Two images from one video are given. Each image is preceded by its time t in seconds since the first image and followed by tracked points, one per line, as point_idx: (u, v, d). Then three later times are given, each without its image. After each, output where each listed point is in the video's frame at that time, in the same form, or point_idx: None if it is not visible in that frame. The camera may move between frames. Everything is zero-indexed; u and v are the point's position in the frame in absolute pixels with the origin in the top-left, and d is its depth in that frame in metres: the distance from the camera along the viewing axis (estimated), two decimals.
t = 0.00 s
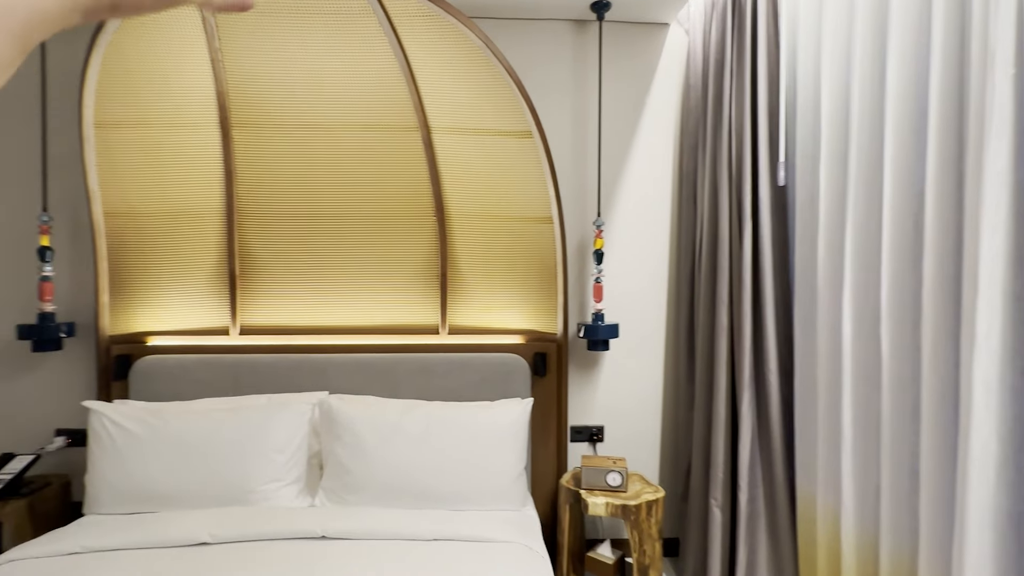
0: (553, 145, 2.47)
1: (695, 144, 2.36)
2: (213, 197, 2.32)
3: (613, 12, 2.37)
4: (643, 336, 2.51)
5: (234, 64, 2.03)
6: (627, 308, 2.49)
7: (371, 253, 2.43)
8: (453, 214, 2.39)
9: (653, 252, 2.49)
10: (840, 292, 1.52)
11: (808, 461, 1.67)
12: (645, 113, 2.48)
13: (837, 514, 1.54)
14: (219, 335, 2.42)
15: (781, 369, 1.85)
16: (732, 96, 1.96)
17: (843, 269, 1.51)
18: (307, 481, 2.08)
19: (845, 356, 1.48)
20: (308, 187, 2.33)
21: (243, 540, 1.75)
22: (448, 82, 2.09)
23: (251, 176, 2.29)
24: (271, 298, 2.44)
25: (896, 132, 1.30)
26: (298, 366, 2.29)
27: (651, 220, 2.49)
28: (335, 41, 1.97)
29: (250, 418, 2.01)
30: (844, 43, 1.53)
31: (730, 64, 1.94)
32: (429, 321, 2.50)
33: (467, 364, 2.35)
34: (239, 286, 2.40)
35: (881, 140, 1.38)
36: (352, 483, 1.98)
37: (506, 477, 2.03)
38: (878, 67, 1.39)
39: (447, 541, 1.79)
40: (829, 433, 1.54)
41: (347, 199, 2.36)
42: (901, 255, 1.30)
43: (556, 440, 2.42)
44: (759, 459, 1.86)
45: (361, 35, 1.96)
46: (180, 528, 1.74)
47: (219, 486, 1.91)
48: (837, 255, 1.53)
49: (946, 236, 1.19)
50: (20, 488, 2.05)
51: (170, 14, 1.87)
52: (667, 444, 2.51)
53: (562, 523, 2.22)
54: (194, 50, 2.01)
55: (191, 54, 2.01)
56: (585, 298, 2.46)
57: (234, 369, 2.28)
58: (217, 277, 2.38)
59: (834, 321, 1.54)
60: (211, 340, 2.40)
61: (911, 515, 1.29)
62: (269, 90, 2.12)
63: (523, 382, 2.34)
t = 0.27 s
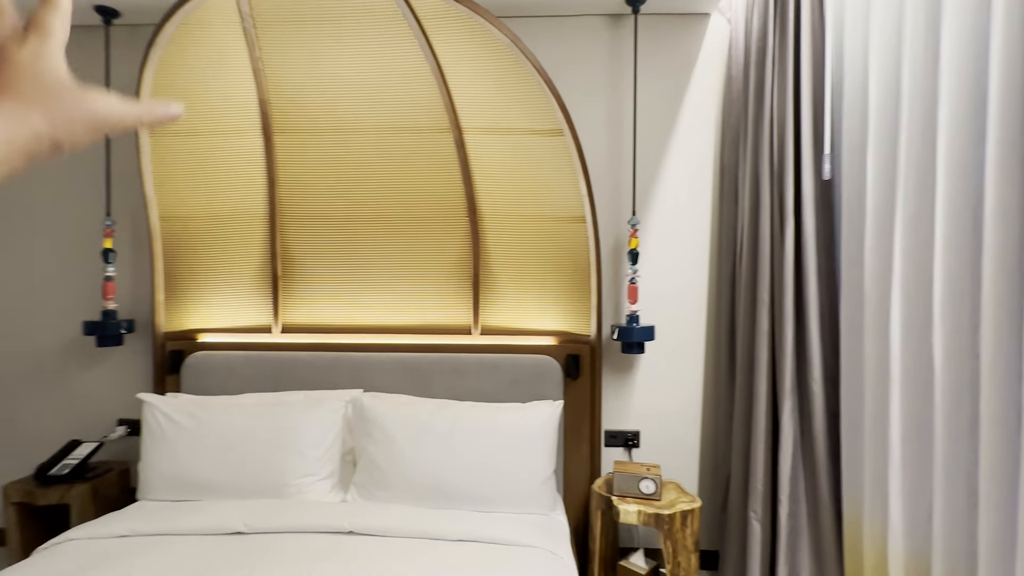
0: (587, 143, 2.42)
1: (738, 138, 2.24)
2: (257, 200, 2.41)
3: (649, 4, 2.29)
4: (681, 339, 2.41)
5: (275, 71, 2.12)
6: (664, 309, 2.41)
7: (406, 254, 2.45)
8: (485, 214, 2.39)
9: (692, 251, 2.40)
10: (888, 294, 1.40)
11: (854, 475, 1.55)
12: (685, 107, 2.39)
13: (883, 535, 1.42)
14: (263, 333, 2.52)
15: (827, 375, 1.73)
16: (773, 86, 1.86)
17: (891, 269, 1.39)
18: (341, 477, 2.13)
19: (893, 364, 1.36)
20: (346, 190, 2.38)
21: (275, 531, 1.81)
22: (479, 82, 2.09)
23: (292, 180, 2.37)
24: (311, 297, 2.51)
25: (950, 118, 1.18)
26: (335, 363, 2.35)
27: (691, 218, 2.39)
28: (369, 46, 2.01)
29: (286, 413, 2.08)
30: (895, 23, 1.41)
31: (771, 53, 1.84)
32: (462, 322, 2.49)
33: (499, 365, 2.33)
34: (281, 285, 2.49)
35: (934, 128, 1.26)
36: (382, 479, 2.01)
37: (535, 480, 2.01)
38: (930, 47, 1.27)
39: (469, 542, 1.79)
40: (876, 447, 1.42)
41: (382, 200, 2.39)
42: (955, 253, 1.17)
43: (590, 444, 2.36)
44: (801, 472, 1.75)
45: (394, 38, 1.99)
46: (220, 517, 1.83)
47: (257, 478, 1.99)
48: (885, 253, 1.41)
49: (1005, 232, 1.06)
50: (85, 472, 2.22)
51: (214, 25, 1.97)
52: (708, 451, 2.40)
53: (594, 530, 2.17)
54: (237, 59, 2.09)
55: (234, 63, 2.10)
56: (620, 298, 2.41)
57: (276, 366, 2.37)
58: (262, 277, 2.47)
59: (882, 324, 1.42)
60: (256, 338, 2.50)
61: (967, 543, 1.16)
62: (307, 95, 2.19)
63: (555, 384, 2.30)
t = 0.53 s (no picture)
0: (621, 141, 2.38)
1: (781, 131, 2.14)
2: (300, 203, 2.52)
3: None
4: (719, 342, 2.33)
5: (316, 78, 2.21)
6: (701, 311, 2.34)
7: (440, 255, 2.49)
8: (517, 214, 2.39)
9: (730, 251, 2.31)
10: (932, 295, 1.30)
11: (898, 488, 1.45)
12: (724, 100, 2.31)
13: (929, 556, 1.32)
14: (305, 331, 2.62)
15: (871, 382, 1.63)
16: (813, 77, 1.77)
17: (936, 268, 1.29)
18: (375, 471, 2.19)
19: (937, 370, 1.26)
20: (383, 193, 2.46)
21: (310, 520, 1.89)
22: (509, 84, 2.09)
23: (332, 184, 2.47)
24: (350, 297, 2.60)
25: (996, 103, 1.08)
26: (371, 361, 2.43)
27: (730, 216, 2.31)
28: (402, 51, 2.07)
29: (323, 408, 2.16)
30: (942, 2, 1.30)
31: (811, 42, 1.75)
32: (495, 322, 2.50)
33: (530, 365, 2.33)
34: (322, 286, 2.58)
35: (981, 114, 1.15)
36: (412, 475, 2.06)
37: (562, 482, 2.00)
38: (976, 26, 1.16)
39: (493, 541, 1.80)
40: (920, 460, 1.33)
41: (417, 203, 2.45)
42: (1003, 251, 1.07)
43: (623, 448, 2.32)
44: (841, 482, 1.66)
45: (425, 43, 2.03)
46: (259, 505, 1.93)
47: (295, 469, 2.08)
48: (929, 251, 1.31)
49: None
50: (146, 458, 2.40)
51: (259, 38, 2.09)
52: (748, 459, 2.31)
53: (624, 535, 2.13)
54: (281, 67, 2.21)
55: (279, 72, 2.22)
56: (654, 299, 2.36)
57: (317, 362, 2.47)
58: (304, 277, 2.58)
59: (926, 328, 1.32)
60: (299, 335, 2.61)
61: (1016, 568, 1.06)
62: (344, 102, 2.27)
63: (586, 386, 2.28)
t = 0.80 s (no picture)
0: (652, 142, 2.36)
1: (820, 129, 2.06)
2: (339, 208, 2.63)
3: None
4: (754, 346, 2.27)
5: (352, 88, 2.31)
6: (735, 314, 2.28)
7: (472, 258, 2.54)
8: (547, 217, 2.41)
9: (767, 252, 2.24)
10: (970, 301, 1.23)
11: (936, 505, 1.38)
12: (761, 98, 2.24)
13: None
14: (344, 330, 2.73)
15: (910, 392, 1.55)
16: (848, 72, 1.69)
17: (973, 274, 1.22)
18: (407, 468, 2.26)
19: (973, 381, 1.20)
20: (417, 197, 2.53)
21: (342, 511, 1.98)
22: (537, 88, 2.12)
23: (369, 190, 2.56)
24: (386, 298, 2.69)
25: None
26: (405, 361, 2.51)
27: (765, 218, 2.24)
28: (432, 59, 2.13)
29: (358, 405, 2.25)
30: None
31: (848, 33, 1.68)
32: (525, 324, 2.52)
33: (559, 368, 2.33)
34: (360, 287, 2.69)
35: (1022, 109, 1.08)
36: (440, 472, 2.11)
37: (587, 484, 2.00)
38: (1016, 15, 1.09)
39: (515, 540, 1.83)
40: (957, 475, 1.26)
41: (450, 207, 2.50)
42: None
43: (653, 453, 2.28)
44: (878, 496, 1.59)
45: (454, 50, 2.08)
46: (296, 496, 2.03)
47: (331, 463, 2.18)
48: (967, 255, 1.24)
49: None
50: (200, 447, 2.58)
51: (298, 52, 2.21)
52: (786, 468, 2.23)
53: (652, 540, 2.11)
54: (320, 79, 2.31)
55: (318, 85, 2.33)
56: (685, 302, 2.33)
57: (354, 361, 2.57)
58: (344, 279, 2.69)
59: (965, 337, 1.25)
60: (339, 335, 2.73)
61: None
62: (379, 110, 2.35)
63: (614, 389, 2.26)
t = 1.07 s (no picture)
0: (681, 142, 2.34)
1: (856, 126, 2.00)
2: (376, 212, 2.74)
3: None
4: (787, 349, 2.22)
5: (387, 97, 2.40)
6: (767, 317, 2.24)
7: (502, 259, 2.59)
8: (576, 219, 2.43)
9: (801, 253, 2.19)
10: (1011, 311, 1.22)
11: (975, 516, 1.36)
12: (795, 95, 2.18)
13: None
14: (381, 329, 2.83)
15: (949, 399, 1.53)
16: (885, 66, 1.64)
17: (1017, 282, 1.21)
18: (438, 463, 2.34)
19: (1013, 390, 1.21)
20: (449, 200, 2.60)
21: (375, 502, 2.06)
22: (564, 92, 2.14)
23: (404, 194, 2.66)
24: (420, 298, 2.77)
25: None
26: (438, 359, 2.58)
27: (800, 218, 2.19)
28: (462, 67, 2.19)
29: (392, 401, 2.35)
30: None
31: (884, 27, 1.63)
32: (554, 324, 2.56)
33: (588, 368, 2.34)
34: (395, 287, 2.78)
35: None
36: (469, 468, 2.17)
37: (613, 484, 2.01)
38: None
39: (539, 536, 1.86)
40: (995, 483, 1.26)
41: (481, 209, 2.56)
42: None
43: (682, 456, 2.27)
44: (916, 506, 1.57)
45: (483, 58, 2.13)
46: (332, 486, 2.14)
47: (366, 456, 2.28)
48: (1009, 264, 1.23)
49: None
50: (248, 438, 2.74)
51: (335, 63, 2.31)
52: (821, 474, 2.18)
53: (679, 543, 2.10)
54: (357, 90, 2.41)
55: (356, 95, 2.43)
56: (716, 304, 2.31)
57: (390, 358, 2.66)
58: (380, 280, 2.80)
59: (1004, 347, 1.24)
60: (376, 333, 2.83)
61: None
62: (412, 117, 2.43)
63: (642, 390, 2.26)
